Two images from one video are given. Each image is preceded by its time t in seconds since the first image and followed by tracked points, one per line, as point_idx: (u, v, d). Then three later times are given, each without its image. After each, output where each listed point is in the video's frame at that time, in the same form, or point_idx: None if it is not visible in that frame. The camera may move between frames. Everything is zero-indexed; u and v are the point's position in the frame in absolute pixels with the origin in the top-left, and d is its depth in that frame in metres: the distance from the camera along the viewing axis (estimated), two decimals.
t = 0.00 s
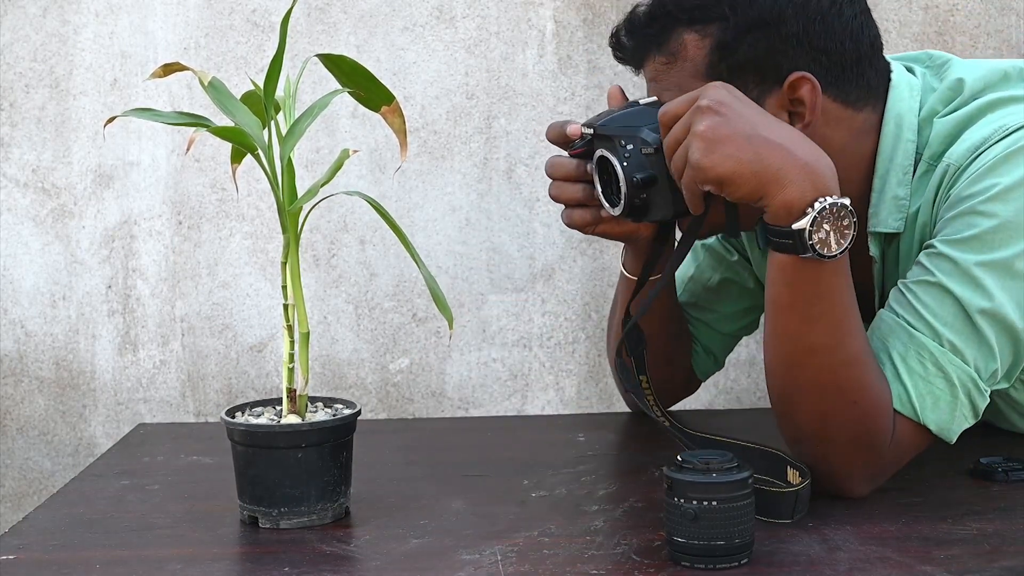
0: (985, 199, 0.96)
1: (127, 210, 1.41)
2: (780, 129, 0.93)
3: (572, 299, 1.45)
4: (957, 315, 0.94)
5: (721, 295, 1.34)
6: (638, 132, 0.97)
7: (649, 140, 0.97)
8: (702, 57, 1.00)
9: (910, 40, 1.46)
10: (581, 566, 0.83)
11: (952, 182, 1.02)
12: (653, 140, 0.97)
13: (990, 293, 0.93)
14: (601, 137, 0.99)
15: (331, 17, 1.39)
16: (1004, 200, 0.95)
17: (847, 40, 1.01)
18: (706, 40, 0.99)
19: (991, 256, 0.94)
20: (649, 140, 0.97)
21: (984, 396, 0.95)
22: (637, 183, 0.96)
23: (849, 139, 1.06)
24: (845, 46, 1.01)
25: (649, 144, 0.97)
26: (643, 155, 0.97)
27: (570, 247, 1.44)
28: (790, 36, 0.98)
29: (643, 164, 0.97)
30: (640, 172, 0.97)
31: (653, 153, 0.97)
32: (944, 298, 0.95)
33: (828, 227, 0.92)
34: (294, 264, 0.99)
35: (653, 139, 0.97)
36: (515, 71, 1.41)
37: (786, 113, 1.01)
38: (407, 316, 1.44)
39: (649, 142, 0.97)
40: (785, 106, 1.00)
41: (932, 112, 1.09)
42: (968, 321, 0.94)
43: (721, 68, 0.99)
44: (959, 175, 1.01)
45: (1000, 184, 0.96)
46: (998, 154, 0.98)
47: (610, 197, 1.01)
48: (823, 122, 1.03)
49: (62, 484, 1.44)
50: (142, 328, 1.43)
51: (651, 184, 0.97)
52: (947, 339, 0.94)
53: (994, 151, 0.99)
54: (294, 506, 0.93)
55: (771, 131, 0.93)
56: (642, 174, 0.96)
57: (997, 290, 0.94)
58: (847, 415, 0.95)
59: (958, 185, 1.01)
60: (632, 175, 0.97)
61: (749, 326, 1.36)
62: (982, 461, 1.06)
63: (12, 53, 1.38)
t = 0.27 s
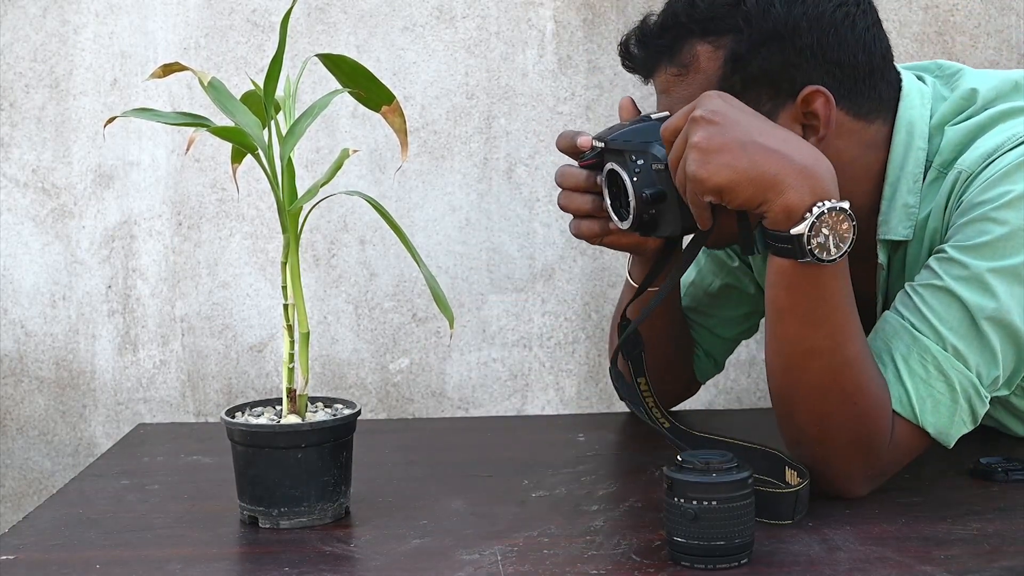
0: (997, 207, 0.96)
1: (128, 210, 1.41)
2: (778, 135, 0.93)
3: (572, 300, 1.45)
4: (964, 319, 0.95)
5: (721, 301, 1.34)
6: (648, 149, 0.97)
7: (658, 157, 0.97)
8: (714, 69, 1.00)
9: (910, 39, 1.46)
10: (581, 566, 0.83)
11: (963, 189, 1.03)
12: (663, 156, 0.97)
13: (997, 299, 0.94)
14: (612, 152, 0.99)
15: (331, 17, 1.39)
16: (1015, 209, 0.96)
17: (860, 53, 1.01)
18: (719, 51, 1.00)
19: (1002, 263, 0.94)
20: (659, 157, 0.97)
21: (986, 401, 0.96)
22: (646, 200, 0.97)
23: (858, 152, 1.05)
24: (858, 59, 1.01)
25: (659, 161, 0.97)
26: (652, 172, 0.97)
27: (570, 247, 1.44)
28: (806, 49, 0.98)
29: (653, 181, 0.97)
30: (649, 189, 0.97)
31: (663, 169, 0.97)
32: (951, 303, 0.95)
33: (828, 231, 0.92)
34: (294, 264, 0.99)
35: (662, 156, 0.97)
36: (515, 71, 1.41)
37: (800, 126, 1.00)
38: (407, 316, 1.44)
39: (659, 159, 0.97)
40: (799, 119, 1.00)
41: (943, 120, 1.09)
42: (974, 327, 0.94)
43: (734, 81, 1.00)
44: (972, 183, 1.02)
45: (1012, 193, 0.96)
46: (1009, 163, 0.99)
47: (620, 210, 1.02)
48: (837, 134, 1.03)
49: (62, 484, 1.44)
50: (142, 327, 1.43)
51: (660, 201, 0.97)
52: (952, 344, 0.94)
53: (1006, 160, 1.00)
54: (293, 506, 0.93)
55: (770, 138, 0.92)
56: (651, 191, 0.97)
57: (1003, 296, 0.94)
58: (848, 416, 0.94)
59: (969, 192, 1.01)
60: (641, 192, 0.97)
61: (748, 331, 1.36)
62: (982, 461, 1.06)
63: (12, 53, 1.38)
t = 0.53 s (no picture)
0: (990, 204, 0.96)
1: (128, 210, 1.41)
2: (765, 137, 0.93)
3: (572, 300, 1.45)
4: (958, 316, 0.95)
5: (716, 305, 1.34)
6: (639, 157, 0.97)
7: (649, 164, 0.97)
8: (705, 77, 1.01)
9: (910, 39, 1.46)
10: (581, 566, 0.83)
11: (957, 188, 1.03)
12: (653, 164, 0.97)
13: (991, 295, 0.94)
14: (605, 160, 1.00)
15: (331, 17, 1.39)
16: (1008, 205, 0.96)
17: (849, 56, 1.01)
18: (709, 60, 1.00)
19: (995, 259, 0.94)
20: (649, 165, 0.97)
21: (982, 396, 0.96)
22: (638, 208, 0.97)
23: (850, 156, 1.05)
24: (847, 62, 1.01)
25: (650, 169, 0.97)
26: (644, 180, 0.97)
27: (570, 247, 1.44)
28: (798, 54, 0.98)
29: (645, 189, 0.97)
30: (641, 197, 0.97)
31: (655, 176, 0.97)
32: (945, 300, 0.95)
33: (815, 229, 0.92)
34: (294, 264, 0.99)
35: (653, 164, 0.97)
36: (515, 71, 1.41)
37: (793, 131, 1.00)
38: (407, 315, 1.44)
39: (649, 166, 0.97)
40: (792, 125, 1.00)
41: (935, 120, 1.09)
42: (968, 323, 0.95)
43: (725, 89, 1.00)
44: (965, 181, 1.02)
45: (1004, 189, 0.96)
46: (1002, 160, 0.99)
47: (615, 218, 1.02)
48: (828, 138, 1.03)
49: (62, 484, 1.44)
50: (142, 328, 1.43)
51: (652, 209, 0.97)
52: (946, 340, 0.94)
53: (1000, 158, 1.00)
54: (294, 506, 0.93)
55: (757, 138, 0.92)
56: (643, 199, 0.97)
57: (998, 291, 0.94)
58: (841, 414, 0.94)
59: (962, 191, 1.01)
60: (633, 200, 0.97)
61: (745, 336, 1.36)
62: (981, 461, 1.06)
63: (12, 53, 1.38)
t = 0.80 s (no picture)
0: (991, 205, 0.96)
1: (128, 210, 1.41)
2: (766, 138, 0.93)
3: (572, 300, 1.45)
4: (959, 318, 0.94)
5: (715, 306, 1.34)
6: (640, 160, 0.97)
7: (650, 168, 0.97)
8: (706, 81, 1.00)
9: (910, 39, 1.46)
10: (581, 566, 0.83)
11: (958, 189, 1.03)
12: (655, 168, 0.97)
13: (992, 296, 0.94)
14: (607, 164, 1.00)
15: (331, 17, 1.39)
16: (1009, 206, 0.96)
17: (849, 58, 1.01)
18: (710, 63, 1.00)
19: (996, 260, 0.94)
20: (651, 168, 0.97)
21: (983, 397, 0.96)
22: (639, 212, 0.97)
23: (850, 157, 1.05)
24: (848, 64, 1.01)
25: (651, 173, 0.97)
26: (645, 184, 0.97)
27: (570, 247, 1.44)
28: (801, 57, 0.98)
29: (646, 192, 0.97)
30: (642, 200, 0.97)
31: (656, 180, 0.97)
32: (946, 302, 0.95)
33: (818, 229, 0.92)
34: (294, 264, 0.99)
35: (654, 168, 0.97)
36: (515, 71, 1.41)
37: (794, 134, 1.00)
38: (407, 315, 1.44)
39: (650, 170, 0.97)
40: (793, 127, 1.00)
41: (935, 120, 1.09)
42: (969, 324, 0.95)
43: (728, 92, 1.00)
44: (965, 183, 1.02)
45: (1006, 191, 0.96)
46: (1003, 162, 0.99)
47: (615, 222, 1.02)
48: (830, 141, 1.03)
49: (62, 484, 1.44)
50: (142, 327, 1.43)
51: (653, 212, 0.97)
52: (948, 341, 0.94)
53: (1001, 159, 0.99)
54: (294, 506, 0.93)
55: (757, 139, 0.92)
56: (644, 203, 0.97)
57: (999, 293, 0.94)
58: (843, 414, 0.94)
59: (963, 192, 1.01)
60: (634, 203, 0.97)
61: (745, 337, 1.35)
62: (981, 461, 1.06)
63: (12, 53, 1.38)
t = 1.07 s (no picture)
0: (991, 205, 0.96)
1: (128, 210, 1.41)
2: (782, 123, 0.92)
3: (572, 300, 1.45)
4: (960, 315, 0.95)
5: (711, 301, 1.34)
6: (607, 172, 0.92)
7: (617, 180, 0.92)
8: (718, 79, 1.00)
9: (910, 39, 1.46)
10: (581, 566, 0.83)
11: (958, 186, 1.03)
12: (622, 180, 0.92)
13: (991, 294, 0.94)
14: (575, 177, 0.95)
15: (331, 17, 1.39)
16: (1009, 206, 0.96)
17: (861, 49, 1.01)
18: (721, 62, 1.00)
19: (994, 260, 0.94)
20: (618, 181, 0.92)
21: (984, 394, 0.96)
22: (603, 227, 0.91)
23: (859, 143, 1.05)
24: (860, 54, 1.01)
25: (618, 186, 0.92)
26: (611, 198, 0.92)
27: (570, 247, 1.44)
28: (823, 58, 0.97)
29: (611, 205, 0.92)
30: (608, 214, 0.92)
31: (622, 193, 0.91)
32: (947, 298, 0.95)
33: (831, 219, 0.92)
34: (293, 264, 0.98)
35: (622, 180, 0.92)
36: (515, 71, 1.41)
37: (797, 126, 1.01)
38: (407, 316, 1.44)
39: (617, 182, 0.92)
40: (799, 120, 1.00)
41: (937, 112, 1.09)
42: (969, 320, 0.95)
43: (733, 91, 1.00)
44: (965, 180, 1.02)
45: (1006, 190, 0.96)
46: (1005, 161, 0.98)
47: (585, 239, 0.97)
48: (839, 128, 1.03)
49: (62, 484, 1.44)
50: (142, 327, 1.43)
51: (618, 227, 0.92)
52: (949, 337, 0.94)
53: (1003, 156, 0.99)
54: (293, 506, 0.93)
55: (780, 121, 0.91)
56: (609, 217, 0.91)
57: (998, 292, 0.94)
58: (846, 408, 0.94)
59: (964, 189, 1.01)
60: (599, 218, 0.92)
61: (739, 330, 1.36)
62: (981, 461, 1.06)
63: (12, 53, 1.38)
